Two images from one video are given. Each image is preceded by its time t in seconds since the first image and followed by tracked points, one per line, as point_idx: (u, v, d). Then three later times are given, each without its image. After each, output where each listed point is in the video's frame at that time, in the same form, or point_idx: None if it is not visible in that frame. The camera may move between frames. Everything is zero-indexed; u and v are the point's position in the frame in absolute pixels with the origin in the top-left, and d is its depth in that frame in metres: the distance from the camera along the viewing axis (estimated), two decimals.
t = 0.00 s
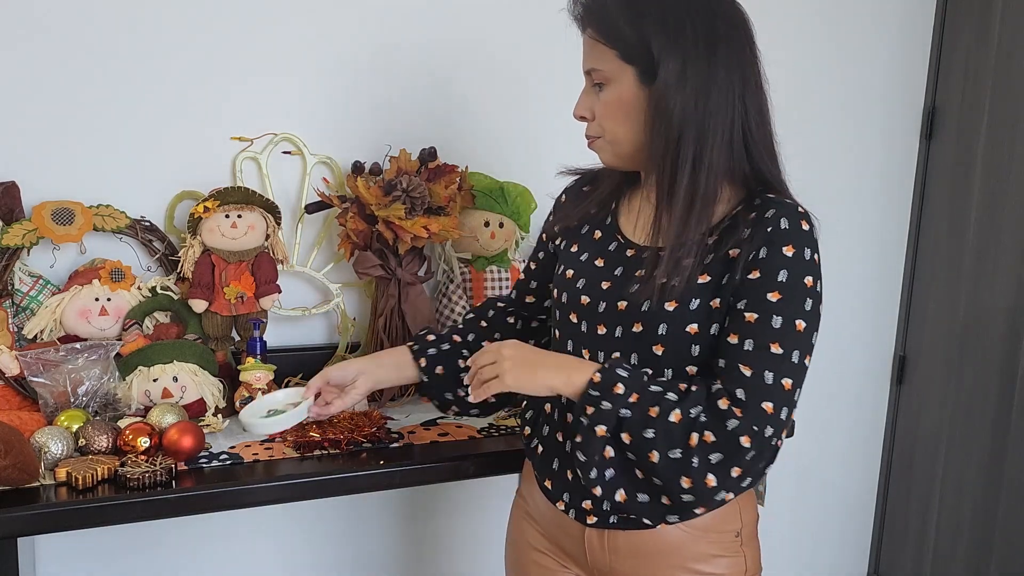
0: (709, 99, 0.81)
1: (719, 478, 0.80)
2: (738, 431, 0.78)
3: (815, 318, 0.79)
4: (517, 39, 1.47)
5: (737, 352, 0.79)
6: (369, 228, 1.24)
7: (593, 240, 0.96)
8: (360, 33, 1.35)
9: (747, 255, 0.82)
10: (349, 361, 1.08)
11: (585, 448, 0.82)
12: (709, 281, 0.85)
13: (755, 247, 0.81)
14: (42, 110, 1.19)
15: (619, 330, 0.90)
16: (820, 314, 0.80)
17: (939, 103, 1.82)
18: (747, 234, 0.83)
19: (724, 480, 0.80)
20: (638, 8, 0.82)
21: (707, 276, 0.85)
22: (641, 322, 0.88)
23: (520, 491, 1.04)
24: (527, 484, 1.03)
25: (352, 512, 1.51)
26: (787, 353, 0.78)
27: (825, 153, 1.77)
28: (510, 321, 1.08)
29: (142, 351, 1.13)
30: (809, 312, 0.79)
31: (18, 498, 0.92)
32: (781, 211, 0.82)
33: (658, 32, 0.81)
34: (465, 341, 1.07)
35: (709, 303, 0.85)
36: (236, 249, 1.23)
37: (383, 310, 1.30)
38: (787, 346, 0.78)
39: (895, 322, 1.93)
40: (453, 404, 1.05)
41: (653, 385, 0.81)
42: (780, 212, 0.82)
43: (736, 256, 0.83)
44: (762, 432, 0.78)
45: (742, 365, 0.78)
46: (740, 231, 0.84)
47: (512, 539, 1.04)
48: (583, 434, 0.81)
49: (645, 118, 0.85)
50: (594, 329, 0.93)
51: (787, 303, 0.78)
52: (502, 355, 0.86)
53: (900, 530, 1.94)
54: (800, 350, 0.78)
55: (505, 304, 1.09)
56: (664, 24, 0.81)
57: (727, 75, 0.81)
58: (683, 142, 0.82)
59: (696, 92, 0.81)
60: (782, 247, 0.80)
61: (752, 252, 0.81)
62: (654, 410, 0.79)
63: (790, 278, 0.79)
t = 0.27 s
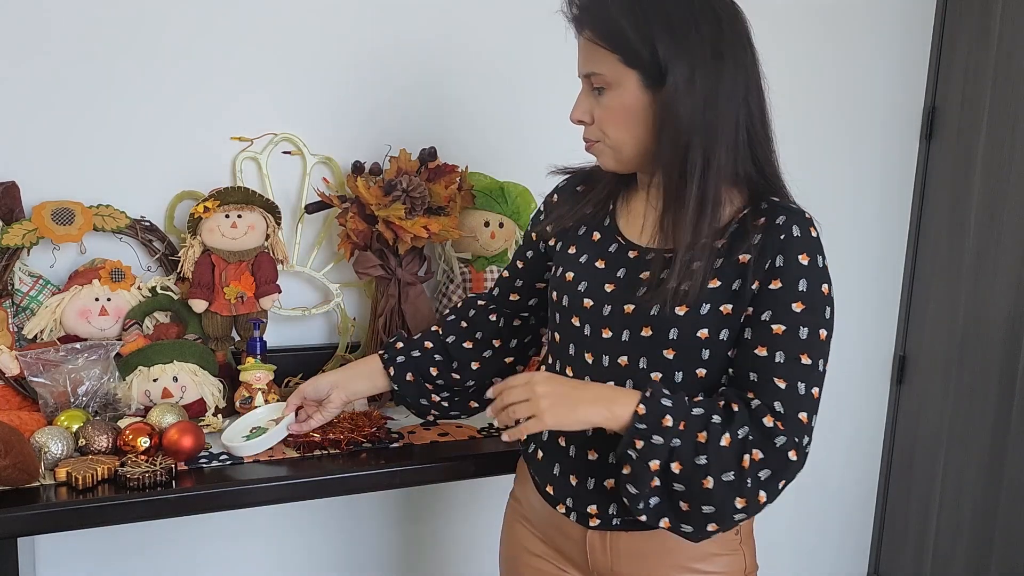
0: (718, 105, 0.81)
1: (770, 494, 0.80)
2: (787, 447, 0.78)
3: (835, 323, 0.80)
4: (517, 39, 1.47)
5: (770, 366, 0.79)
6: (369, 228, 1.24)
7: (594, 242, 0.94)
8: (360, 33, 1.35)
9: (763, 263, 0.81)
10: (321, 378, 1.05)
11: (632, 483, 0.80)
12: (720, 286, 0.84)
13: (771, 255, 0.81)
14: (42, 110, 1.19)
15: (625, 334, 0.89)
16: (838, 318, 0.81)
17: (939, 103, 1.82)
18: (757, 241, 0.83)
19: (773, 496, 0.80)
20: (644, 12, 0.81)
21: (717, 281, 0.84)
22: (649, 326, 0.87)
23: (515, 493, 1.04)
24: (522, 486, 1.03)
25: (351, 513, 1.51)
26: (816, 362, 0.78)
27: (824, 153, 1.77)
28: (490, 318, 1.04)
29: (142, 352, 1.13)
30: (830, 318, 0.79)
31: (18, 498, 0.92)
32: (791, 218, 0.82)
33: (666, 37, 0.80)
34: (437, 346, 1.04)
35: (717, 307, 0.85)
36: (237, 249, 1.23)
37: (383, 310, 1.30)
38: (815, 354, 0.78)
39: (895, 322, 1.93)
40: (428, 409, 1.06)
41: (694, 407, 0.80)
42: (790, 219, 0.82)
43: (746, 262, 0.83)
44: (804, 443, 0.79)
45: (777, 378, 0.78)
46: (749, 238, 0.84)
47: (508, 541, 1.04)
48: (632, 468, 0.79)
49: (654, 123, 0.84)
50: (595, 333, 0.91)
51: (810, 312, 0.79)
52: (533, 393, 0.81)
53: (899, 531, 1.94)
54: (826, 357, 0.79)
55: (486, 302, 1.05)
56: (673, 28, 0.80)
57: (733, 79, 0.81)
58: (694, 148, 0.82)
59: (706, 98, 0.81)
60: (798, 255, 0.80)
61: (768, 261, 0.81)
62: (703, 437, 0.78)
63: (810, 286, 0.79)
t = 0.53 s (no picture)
0: (739, 114, 0.82)
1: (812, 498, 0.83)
2: (824, 452, 0.80)
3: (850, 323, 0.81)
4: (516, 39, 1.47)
5: (795, 374, 0.80)
6: (369, 229, 1.24)
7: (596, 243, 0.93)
8: (359, 33, 1.35)
9: (774, 270, 0.82)
10: (311, 380, 1.07)
11: (685, 517, 0.83)
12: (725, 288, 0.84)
13: (780, 263, 0.81)
14: (42, 110, 1.19)
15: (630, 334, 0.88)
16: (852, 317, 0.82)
17: (939, 103, 1.82)
18: (765, 246, 0.83)
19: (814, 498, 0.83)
20: (662, 21, 0.79)
21: (723, 284, 0.84)
22: (654, 326, 0.86)
23: (512, 493, 1.04)
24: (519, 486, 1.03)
25: (351, 513, 1.51)
26: (838, 364, 0.80)
27: (824, 153, 1.77)
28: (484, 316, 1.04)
29: (142, 352, 1.13)
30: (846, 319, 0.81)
31: (18, 498, 0.92)
32: (798, 226, 0.82)
33: (688, 47, 0.79)
34: (426, 346, 1.05)
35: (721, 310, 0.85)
36: (237, 249, 1.23)
37: (383, 310, 1.30)
38: (836, 357, 0.80)
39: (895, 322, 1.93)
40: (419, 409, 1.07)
41: (730, 431, 0.82)
42: (798, 226, 0.82)
43: (752, 267, 0.83)
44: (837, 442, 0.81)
45: (806, 386, 0.80)
46: (756, 243, 0.84)
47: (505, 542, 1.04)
48: (682, 504, 0.82)
49: (676, 132, 0.83)
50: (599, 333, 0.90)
51: (827, 318, 0.80)
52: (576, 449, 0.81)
53: (899, 531, 1.94)
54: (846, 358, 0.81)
55: (479, 300, 1.04)
56: (695, 37, 0.79)
57: (750, 85, 0.82)
58: (716, 155, 0.82)
59: (728, 106, 0.81)
60: (807, 262, 0.80)
61: (778, 268, 0.81)
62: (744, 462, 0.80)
63: (824, 293, 0.80)
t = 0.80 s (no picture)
0: (752, 114, 0.82)
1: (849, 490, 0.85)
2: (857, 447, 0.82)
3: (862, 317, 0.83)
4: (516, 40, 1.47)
5: (818, 375, 0.81)
6: (369, 228, 1.24)
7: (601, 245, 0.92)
8: (359, 33, 1.35)
9: (787, 274, 0.82)
10: (306, 384, 1.06)
11: (744, 537, 0.83)
12: (735, 291, 0.83)
13: (792, 267, 0.82)
14: (41, 109, 1.19)
15: (639, 335, 0.87)
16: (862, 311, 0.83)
17: (939, 103, 1.82)
18: (775, 250, 0.83)
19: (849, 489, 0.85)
20: (678, 22, 0.79)
21: (734, 288, 0.83)
22: (663, 329, 0.86)
23: (513, 494, 1.04)
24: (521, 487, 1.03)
25: (351, 513, 1.51)
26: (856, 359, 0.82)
27: (824, 154, 1.77)
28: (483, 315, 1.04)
29: (142, 352, 1.13)
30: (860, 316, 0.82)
31: (17, 498, 0.92)
32: (808, 228, 0.82)
33: (703, 46, 0.79)
34: (423, 347, 1.04)
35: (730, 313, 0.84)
36: (237, 249, 1.23)
37: (383, 310, 1.30)
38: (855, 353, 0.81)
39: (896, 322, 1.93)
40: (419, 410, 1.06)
41: (767, 442, 0.82)
42: (808, 229, 0.82)
43: (765, 270, 0.83)
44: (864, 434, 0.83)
45: (830, 384, 0.81)
46: (767, 245, 0.84)
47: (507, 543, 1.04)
48: (738, 525, 0.83)
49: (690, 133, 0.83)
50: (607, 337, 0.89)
51: (845, 316, 0.80)
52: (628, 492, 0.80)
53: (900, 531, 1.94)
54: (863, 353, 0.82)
55: (477, 299, 1.04)
56: (709, 37, 0.79)
57: (762, 85, 0.82)
58: (730, 155, 0.82)
59: (742, 106, 0.81)
60: (820, 265, 0.81)
61: (791, 271, 0.82)
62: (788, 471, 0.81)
63: (838, 294, 0.80)
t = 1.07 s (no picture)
0: (764, 116, 0.82)
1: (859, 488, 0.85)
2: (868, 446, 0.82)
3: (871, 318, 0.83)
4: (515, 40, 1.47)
5: (827, 374, 0.81)
6: (369, 229, 1.24)
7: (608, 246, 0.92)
8: (359, 33, 1.35)
9: (794, 275, 0.82)
10: (305, 387, 1.05)
11: (756, 540, 0.83)
12: (744, 292, 0.83)
13: (800, 267, 0.82)
14: (40, 109, 1.19)
15: (647, 337, 0.87)
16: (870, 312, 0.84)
17: (939, 103, 1.82)
18: (784, 251, 0.83)
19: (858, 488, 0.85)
20: (687, 24, 0.79)
21: (742, 288, 0.83)
22: (671, 330, 0.86)
23: (517, 493, 1.04)
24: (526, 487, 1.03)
25: (350, 513, 1.51)
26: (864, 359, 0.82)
27: (823, 154, 1.77)
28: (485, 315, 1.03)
29: (142, 352, 1.13)
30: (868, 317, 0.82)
31: (17, 498, 0.92)
32: (817, 229, 0.82)
33: (714, 49, 0.79)
34: (422, 349, 1.04)
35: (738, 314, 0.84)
36: (236, 249, 1.23)
37: (383, 310, 1.30)
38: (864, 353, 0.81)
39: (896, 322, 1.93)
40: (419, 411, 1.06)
41: (779, 442, 0.82)
42: (816, 230, 0.82)
43: (773, 271, 0.83)
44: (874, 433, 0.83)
45: (839, 383, 0.81)
46: (777, 246, 0.84)
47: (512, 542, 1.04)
48: (750, 526, 0.82)
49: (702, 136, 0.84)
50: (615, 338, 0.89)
51: (853, 317, 0.81)
52: (643, 497, 0.80)
53: (900, 531, 1.94)
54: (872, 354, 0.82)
55: (478, 299, 1.04)
56: (720, 41, 0.79)
57: (772, 85, 0.82)
58: (745, 157, 0.82)
59: (755, 108, 0.81)
60: (828, 266, 0.81)
61: (799, 273, 0.82)
62: (799, 471, 0.82)
63: (845, 295, 0.81)
